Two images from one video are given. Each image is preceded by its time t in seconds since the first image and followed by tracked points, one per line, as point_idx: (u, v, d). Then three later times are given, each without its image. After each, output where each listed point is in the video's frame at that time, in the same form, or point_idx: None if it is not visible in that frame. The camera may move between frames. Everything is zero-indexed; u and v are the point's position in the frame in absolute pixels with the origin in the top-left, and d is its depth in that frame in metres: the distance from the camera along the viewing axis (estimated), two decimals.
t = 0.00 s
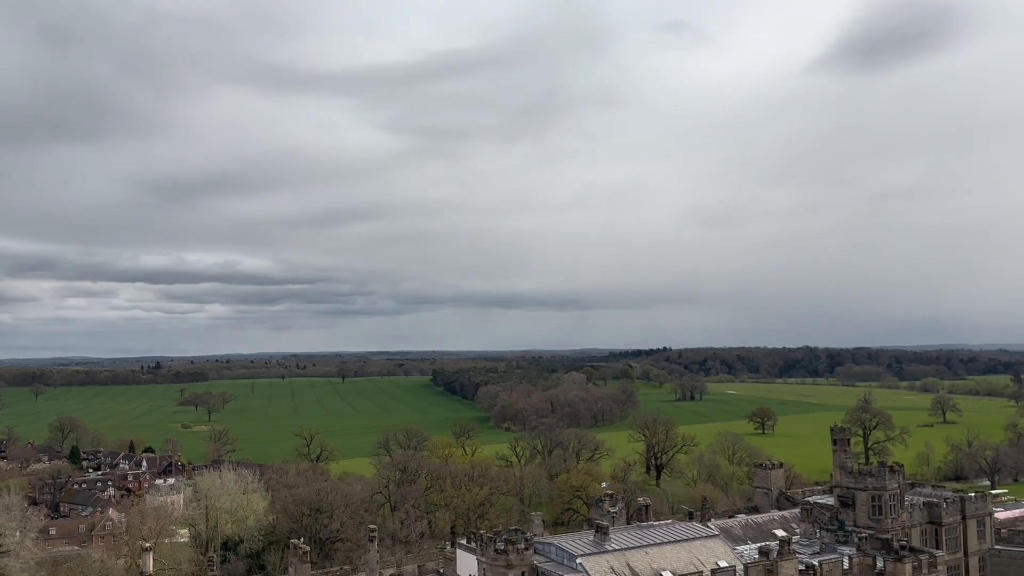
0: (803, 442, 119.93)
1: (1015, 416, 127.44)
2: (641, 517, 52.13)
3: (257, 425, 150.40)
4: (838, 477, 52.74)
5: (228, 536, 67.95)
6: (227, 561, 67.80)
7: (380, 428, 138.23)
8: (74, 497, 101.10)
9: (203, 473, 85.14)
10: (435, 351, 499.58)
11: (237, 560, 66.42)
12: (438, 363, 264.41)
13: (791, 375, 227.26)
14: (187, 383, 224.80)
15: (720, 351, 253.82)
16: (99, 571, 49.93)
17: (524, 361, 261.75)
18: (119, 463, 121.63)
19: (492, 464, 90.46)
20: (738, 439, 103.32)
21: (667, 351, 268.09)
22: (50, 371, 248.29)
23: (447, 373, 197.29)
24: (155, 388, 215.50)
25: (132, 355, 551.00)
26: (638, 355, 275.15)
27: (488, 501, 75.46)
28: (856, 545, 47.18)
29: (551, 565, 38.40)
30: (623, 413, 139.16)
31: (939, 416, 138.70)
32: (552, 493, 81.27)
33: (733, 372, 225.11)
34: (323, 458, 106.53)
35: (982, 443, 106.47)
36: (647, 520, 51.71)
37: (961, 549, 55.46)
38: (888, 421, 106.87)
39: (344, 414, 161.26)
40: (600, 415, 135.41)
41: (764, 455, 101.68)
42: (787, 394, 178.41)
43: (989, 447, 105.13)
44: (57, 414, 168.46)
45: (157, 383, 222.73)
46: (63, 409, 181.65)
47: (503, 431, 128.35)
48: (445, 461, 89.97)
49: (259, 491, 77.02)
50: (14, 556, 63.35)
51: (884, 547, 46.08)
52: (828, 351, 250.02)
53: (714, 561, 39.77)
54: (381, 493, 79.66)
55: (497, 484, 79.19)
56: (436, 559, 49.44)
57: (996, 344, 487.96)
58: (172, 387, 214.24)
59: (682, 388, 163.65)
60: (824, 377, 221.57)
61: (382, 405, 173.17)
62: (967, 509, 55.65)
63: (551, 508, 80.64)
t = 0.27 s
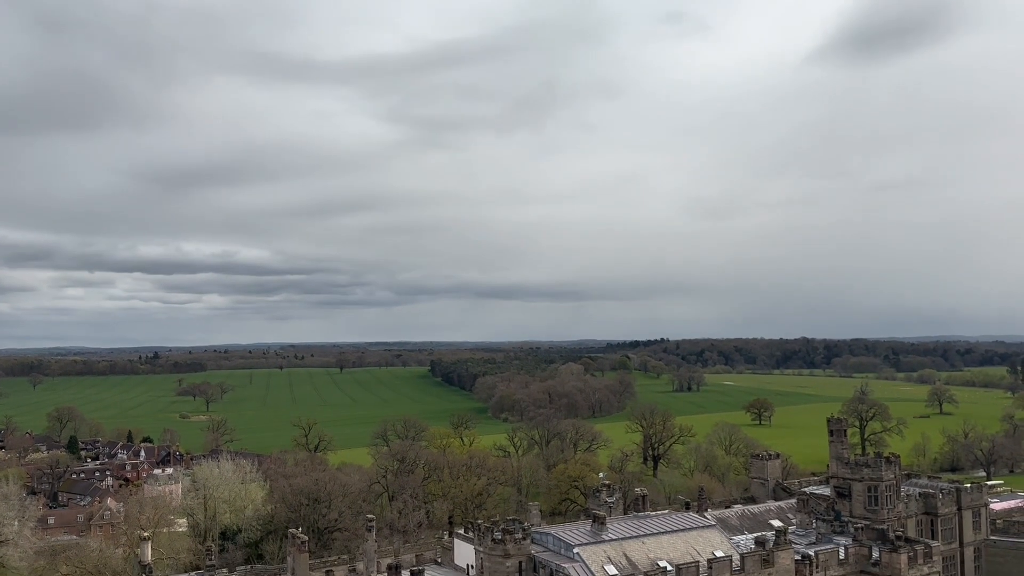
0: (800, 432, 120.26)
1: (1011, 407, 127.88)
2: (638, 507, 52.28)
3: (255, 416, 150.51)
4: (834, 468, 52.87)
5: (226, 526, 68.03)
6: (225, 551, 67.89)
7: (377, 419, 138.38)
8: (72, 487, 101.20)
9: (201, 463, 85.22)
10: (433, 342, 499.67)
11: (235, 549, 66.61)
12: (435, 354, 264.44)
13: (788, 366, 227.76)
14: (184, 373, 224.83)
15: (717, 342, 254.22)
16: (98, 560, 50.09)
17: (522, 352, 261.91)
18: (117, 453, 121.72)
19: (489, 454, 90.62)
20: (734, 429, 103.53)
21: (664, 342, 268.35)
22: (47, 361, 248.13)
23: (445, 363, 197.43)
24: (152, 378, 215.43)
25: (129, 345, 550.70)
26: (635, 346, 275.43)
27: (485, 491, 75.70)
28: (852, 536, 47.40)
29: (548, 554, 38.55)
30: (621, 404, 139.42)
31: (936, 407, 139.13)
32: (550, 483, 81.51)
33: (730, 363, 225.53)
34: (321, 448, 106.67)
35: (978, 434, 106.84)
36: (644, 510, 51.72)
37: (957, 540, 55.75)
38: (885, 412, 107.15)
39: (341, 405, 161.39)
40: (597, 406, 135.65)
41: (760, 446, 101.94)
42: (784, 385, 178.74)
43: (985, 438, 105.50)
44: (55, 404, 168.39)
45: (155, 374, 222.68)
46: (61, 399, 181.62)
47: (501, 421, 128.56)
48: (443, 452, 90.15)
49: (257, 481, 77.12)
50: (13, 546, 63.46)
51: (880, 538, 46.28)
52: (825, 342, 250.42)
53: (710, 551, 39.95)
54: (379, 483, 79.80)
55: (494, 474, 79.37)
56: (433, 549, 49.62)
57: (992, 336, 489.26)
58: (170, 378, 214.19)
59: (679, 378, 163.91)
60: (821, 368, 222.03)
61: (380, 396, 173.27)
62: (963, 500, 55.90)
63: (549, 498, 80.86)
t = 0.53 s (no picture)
0: (798, 425, 120.58)
1: (1008, 400, 128.28)
2: (635, 498, 52.39)
3: (253, 407, 150.61)
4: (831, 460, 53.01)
5: (224, 517, 68.10)
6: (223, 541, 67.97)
7: (376, 410, 138.51)
8: (70, 477, 101.31)
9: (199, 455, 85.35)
10: (431, 333, 500.01)
11: (234, 540, 66.80)
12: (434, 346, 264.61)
13: (786, 358, 228.27)
14: (183, 364, 224.89)
15: (715, 335, 254.61)
16: (97, 551, 50.20)
17: (520, 344, 262.10)
18: (116, 444, 121.78)
19: (487, 446, 90.76)
20: (732, 421, 103.77)
21: (662, 334, 268.73)
22: (45, 352, 247.86)
23: (443, 355, 197.59)
24: (151, 369, 215.36)
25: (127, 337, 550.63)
26: (633, 339, 275.78)
27: (483, 483, 75.86)
28: (848, 528, 47.63)
29: (546, 545, 38.65)
30: (619, 396, 139.64)
31: (933, 399, 139.57)
32: (548, 475, 81.74)
33: (728, 355, 225.94)
34: (320, 439, 106.84)
35: (975, 426, 107.18)
36: (641, 502, 51.74)
37: (953, 531, 56.00)
38: (882, 404, 107.41)
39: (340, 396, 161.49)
40: (595, 398, 135.90)
41: (758, 438, 102.20)
42: (782, 377, 179.16)
43: (982, 431, 105.86)
44: (53, 395, 168.37)
45: (153, 365, 222.56)
46: (59, 390, 181.59)
47: (499, 413, 128.77)
48: (441, 443, 90.30)
49: (255, 472, 77.20)
50: (12, 537, 63.59)
51: (876, 530, 46.47)
52: (822, 335, 250.94)
53: (707, 542, 40.08)
54: (377, 475, 79.96)
55: (492, 466, 79.55)
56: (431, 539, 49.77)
57: (989, 329, 491.05)
58: (168, 369, 214.12)
59: (677, 370, 164.14)
60: (818, 361, 222.50)
61: (378, 387, 173.41)
62: (959, 492, 56.11)
63: (546, 489, 81.05)
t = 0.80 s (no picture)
0: (794, 415, 120.91)
1: (1004, 391, 128.68)
2: (632, 488, 52.44)
3: (251, 396, 150.70)
4: (828, 450, 53.23)
5: (222, 505, 68.21)
6: (221, 530, 68.04)
7: (374, 400, 138.68)
8: (68, 466, 101.49)
9: (197, 444, 85.50)
10: (429, 324, 500.34)
11: (232, 529, 67.01)
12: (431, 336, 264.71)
13: (783, 349, 228.72)
14: (181, 353, 224.98)
15: (713, 325, 254.87)
16: (96, 540, 50.34)
17: (518, 334, 262.42)
18: (114, 433, 121.90)
19: (485, 436, 90.94)
20: (729, 412, 103.96)
21: (660, 324, 269.10)
22: (43, 341, 247.83)
23: (441, 345, 197.71)
24: (149, 358, 215.45)
25: (125, 326, 550.18)
26: (631, 329, 275.99)
27: (481, 472, 76.06)
28: (845, 517, 47.89)
29: (543, 534, 38.70)
30: (616, 386, 139.86)
31: (929, 389, 139.97)
32: (545, 465, 81.96)
33: (726, 345, 226.27)
34: (318, 428, 107.05)
35: (971, 417, 107.52)
36: (639, 491, 51.82)
37: (949, 521, 56.31)
38: (879, 395, 107.66)
39: (337, 386, 161.59)
40: (593, 388, 136.17)
41: (754, 428, 102.44)
42: (779, 368, 179.57)
43: (978, 422, 106.20)
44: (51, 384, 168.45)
45: (151, 354, 222.67)
46: (57, 379, 181.60)
47: (497, 403, 128.93)
48: (439, 432, 90.48)
49: (254, 461, 77.33)
50: (10, 525, 63.78)
51: (873, 519, 46.74)
52: (820, 325, 251.32)
53: (704, 531, 40.25)
54: (375, 464, 80.13)
55: (490, 455, 79.77)
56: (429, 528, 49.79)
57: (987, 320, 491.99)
58: (166, 358, 214.26)
59: (675, 361, 164.36)
60: (816, 351, 222.94)
61: (376, 377, 173.56)
62: (955, 482, 56.39)
63: (544, 479, 81.26)
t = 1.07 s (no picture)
0: (792, 406, 121.24)
1: (1001, 383, 129.01)
2: (630, 478, 52.55)
3: (249, 387, 150.82)
4: (825, 441, 53.40)
5: (220, 496, 68.32)
6: (220, 520, 68.22)
7: (372, 391, 138.81)
8: (67, 456, 101.68)
9: (195, 434, 85.64)
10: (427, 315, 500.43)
11: (231, 519, 67.17)
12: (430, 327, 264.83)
13: (781, 341, 229.16)
14: (179, 344, 224.98)
15: (711, 317, 255.16)
16: (95, 530, 50.43)
17: (517, 325, 262.60)
18: (112, 423, 122.05)
19: (483, 426, 91.12)
20: (727, 403, 104.22)
21: (658, 316, 269.44)
22: (41, 331, 247.70)
23: (439, 336, 197.78)
24: (147, 349, 215.47)
25: (123, 317, 549.90)
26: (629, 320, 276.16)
27: (479, 463, 76.23)
28: (841, 508, 48.08)
29: (541, 525, 38.82)
30: (614, 377, 140.07)
31: (927, 381, 140.33)
32: (543, 456, 82.17)
33: (724, 337, 226.63)
34: (316, 419, 107.21)
35: (968, 409, 107.91)
36: (636, 482, 51.95)
37: (945, 512, 56.57)
38: (876, 386, 107.95)
39: (336, 377, 161.71)
40: (591, 379, 136.37)
41: (752, 419, 102.71)
42: (776, 359, 179.90)
43: (975, 413, 106.60)
44: (49, 375, 168.49)
45: (149, 345, 222.74)
46: (55, 370, 181.64)
47: (495, 394, 129.13)
48: (437, 423, 90.64)
49: (252, 451, 77.42)
50: (9, 515, 63.91)
51: (869, 510, 46.93)
52: (818, 317, 251.70)
53: (701, 522, 40.37)
54: (373, 455, 80.28)
55: (488, 446, 79.99)
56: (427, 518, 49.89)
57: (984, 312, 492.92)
58: (164, 349, 214.31)
59: (673, 352, 164.55)
60: (813, 343, 223.39)
61: (374, 368, 173.72)
62: (951, 474, 56.62)
63: (542, 469, 81.48)
